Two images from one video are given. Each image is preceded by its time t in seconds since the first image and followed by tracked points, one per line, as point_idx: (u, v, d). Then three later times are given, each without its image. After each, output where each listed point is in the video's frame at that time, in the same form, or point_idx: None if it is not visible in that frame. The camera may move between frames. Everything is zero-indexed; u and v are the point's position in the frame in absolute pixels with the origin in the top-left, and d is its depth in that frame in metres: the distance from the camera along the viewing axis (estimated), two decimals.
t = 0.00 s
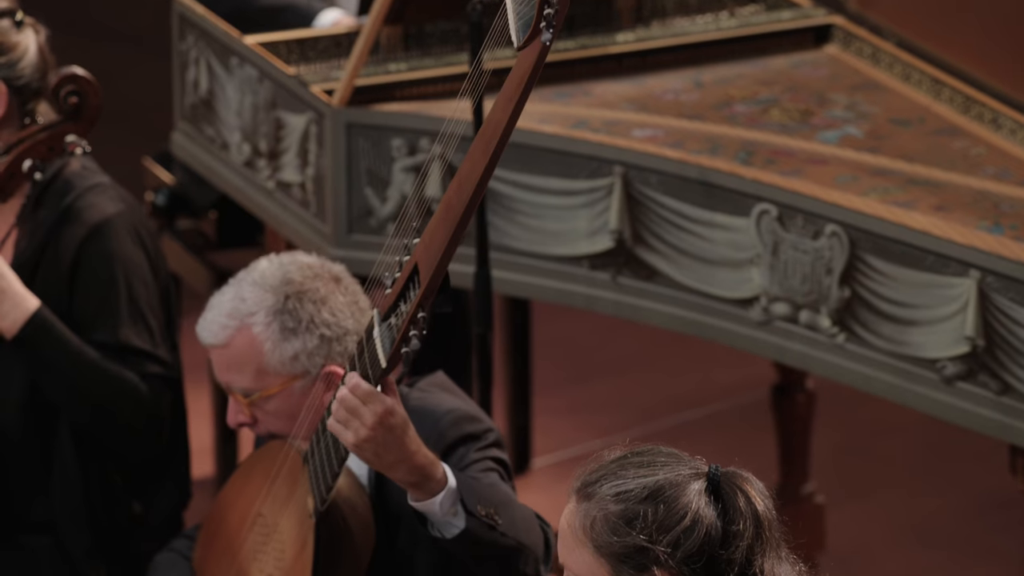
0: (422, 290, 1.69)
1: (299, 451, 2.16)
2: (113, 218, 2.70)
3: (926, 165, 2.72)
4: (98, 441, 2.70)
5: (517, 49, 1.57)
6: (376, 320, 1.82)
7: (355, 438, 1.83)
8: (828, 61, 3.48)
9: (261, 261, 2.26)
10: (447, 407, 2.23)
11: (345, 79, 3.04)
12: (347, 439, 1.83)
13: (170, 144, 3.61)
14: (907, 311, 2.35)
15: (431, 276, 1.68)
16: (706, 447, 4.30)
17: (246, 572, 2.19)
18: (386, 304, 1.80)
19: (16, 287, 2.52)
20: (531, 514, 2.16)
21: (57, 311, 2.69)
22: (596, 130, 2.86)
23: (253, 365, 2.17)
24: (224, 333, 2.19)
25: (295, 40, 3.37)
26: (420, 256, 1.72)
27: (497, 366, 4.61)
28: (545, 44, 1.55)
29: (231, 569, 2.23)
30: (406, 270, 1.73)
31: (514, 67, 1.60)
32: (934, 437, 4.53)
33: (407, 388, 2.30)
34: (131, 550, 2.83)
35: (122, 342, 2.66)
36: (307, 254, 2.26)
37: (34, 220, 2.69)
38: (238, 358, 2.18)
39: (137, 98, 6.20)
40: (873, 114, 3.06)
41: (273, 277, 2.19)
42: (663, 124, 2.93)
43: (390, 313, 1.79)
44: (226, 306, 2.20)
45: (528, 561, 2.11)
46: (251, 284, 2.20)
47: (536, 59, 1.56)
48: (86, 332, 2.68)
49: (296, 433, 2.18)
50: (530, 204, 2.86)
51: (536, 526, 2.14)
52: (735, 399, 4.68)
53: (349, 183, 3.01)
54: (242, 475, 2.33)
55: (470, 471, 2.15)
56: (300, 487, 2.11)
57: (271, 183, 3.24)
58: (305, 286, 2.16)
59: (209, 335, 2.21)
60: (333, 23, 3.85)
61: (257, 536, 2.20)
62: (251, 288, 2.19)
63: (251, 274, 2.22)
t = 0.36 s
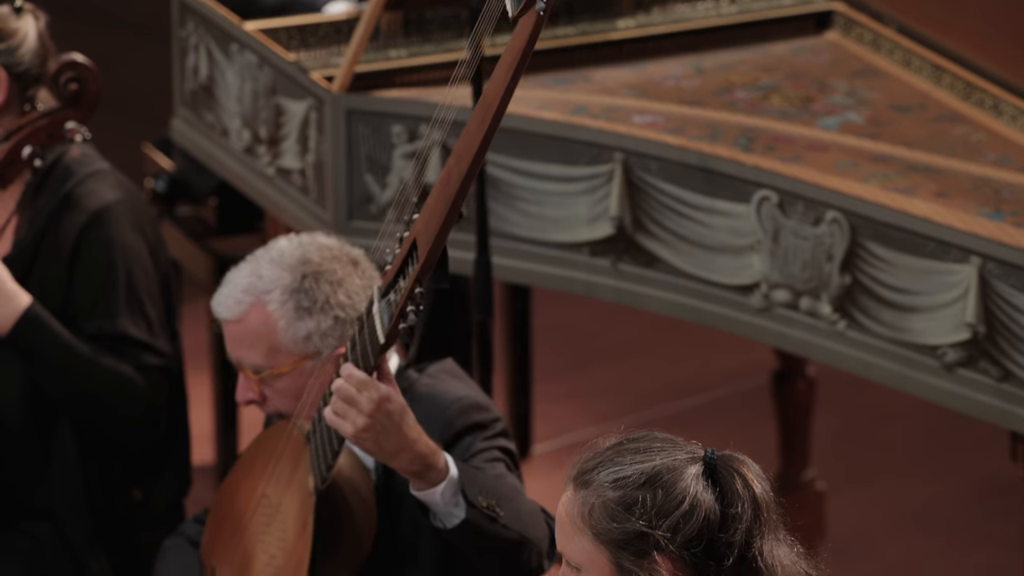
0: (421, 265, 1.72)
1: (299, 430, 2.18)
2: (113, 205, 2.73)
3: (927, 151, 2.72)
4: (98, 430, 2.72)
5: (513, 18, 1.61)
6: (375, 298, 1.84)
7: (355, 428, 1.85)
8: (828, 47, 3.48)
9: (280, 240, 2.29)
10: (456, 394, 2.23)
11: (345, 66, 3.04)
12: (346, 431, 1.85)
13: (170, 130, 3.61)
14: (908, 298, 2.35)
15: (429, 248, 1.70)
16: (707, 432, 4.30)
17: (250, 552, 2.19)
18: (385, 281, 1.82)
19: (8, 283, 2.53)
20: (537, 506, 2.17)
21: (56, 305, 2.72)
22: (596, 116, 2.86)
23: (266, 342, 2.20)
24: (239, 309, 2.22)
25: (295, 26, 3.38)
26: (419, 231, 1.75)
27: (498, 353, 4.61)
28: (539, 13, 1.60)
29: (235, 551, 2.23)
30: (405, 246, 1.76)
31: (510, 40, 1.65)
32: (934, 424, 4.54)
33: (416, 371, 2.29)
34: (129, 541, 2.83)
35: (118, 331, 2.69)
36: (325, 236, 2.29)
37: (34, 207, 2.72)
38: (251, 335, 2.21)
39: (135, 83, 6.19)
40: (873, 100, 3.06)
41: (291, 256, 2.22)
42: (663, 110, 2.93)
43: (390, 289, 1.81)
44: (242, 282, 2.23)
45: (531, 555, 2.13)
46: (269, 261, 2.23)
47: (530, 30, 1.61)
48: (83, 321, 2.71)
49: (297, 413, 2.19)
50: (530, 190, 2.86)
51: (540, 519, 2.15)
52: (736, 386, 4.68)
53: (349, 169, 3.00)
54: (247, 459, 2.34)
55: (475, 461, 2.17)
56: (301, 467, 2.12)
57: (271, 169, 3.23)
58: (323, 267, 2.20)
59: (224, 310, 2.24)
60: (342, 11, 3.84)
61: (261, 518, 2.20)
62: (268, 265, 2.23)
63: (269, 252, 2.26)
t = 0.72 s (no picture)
0: (399, 238, 1.77)
1: (288, 409, 2.19)
2: (113, 187, 2.74)
3: (928, 133, 2.71)
4: (96, 416, 2.73)
5: None
6: (355, 275, 1.88)
7: (339, 406, 1.88)
8: (829, 29, 3.47)
9: (289, 212, 2.30)
10: (451, 370, 2.23)
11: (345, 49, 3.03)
12: (331, 410, 1.89)
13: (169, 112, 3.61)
14: (909, 280, 2.35)
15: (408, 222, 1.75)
16: (707, 415, 4.30)
17: (243, 533, 2.21)
18: (365, 257, 1.87)
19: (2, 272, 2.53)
20: (534, 470, 2.17)
21: (54, 290, 2.72)
22: (597, 98, 2.85)
23: (267, 312, 2.22)
24: (244, 276, 2.23)
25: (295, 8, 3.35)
26: (397, 207, 1.80)
27: (498, 336, 4.62)
28: None
29: (227, 530, 2.25)
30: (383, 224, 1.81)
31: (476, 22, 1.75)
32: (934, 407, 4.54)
33: (411, 350, 2.28)
34: (126, 518, 2.85)
35: (116, 316, 2.69)
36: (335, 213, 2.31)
37: (36, 189, 2.73)
38: (253, 303, 2.22)
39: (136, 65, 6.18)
40: (874, 82, 3.05)
41: (301, 229, 2.24)
42: (663, 92, 2.92)
43: (370, 267, 1.86)
44: (248, 250, 2.24)
45: (532, 519, 2.12)
46: (276, 232, 2.25)
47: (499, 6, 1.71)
48: (81, 305, 2.71)
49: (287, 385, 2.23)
50: (529, 172, 2.86)
51: (539, 483, 2.15)
52: (736, 368, 4.69)
53: (349, 152, 3.00)
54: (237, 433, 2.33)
55: (473, 434, 2.17)
56: (290, 448, 2.12)
57: (272, 151, 3.23)
58: (331, 242, 2.22)
59: (228, 276, 2.25)
60: None
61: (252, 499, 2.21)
62: (277, 236, 2.24)
63: (278, 223, 2.27)
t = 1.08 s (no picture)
0: (377, 212, 1.80)
1: (276, 386, 2.28)
2: (111, 167, 2.75)
3: (929, 112, 2.71)
4: (94, 394, 2.74)
5: None
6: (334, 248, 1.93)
7: (321, 378, 1.90)
8: (829, 9, 3.46)
9: (287, 186, 2.30)
10: (446, 348, 2.24)
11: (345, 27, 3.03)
12: (314, 382, 1.90)
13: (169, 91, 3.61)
14: (909, 259, 2.35)
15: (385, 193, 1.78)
16: (707, 392, 4.31)
17: (236, 513, 2.26)
18: (345, 231, 1.92)
19: (2, 251, 2.55)
20: (521, 444, 2.17)
21: (54, 269, 2.73)
22: (597, 77, 2.84)
23: (265, 286, 2.23)
24: (242, 248, 2.23)
25: None
26: (374, 179, 1.82)
27: (498, 315, 4.63)
28: None
29: (221, 512, 2.30)
30: (361, 195, 1.85)
31: None
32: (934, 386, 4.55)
33: (405, 328, 2.28)
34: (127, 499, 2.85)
35: (116, 297, 2.70)
36: (333, 186, 2.30)
37: (34, 168, 2.74)
38: (251, 276, 2.23)
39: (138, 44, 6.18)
40: (875, 61, 3.04)
41: (301, 203, 2.24)
42: (663, 71, 2.91)
43: (349, 239, 1.91)
44: (247, 223, 2.24)
45: (519, 492, 2.12)
46: (275, 205, 2.24)
47: None
48: (83, 285, 2.72)
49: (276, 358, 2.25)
50: (530, 151, 2.86)
51: (526, 456, 2.15)
52: (736, 347, 4.69)
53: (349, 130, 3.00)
54: (225, 419, 2.40)
55: (465, 412, 2.18)
56: (278, 424, 2.20)
57: (271, 130, 3.24)
58: (329, 216, 2.23)
59: (225, 249, 2.25)
60: None
61: (242, 477, 2.27)
62: (275, 208, 2.24)
63: (278, 196, 2.26)
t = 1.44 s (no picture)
0: (361, 190, 1.82)
1: (268, 367, 2.31)
2: (111, 151, 2.75)
3: (929, 94, 2.70)
4: (94, 378, 2.74)
5: None
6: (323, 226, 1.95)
7: (309, 357, 1.89)
8: None
9: (290, 166, 2.30)
10: (446, 330, 2.25)
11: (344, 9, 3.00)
12: (302, 360, 1.90)
13: (169, 74, 3.62)
14: (910, 242, 2.34)
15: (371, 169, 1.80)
16: (707, 375, 4.31)
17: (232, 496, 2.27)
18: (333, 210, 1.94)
19: (3, 236, 2.53)
20: (515, 426, 2.18)
21: (54, 252, 2.74)
22: (597, 60, 2.84)
23: (268, 267, 2.23)
24: (245, 230, 2.24)
25: None
26: (358, 156, 1.85)
27: (498, 298, 4.63)
28: None
29: (218, 497, 2.31)
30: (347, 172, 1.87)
31: None
32: (933, 369, 4.55)
33: (405, 309, 2.28)
34: (131, 482, 2.86)
35: (117, 281, 2.71)
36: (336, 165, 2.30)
37: (34, 151, 2.76)
38: (254, 258, 2.23)
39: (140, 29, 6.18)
40: (876, 43, 3.04)
41: (303, 183, 2.23)
42: (664, 54, 2.91)
43: (338, 217, 1.92)
44: (250, 204, 2.25)
45: (509, 473, 2.13)
46: (278, 186, 2.25)
47: None
48: (83, 269, 2.72)
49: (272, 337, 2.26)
50: (530, 134, 2.85)
51: (518, 438, 2.16)
52: (736, 330, 4.69)
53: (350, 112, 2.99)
54: (221, 405, 2.41)
55: (463, 395, 2.20)
56: (272, 406, 2.22)
57: (271, 112, 3.24)
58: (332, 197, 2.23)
59: (228, 230, 2.26)
60: None
61: (239, 459, 2.28)
62: (277, 189, 2.24)
63: (278, 176, 2.26)
